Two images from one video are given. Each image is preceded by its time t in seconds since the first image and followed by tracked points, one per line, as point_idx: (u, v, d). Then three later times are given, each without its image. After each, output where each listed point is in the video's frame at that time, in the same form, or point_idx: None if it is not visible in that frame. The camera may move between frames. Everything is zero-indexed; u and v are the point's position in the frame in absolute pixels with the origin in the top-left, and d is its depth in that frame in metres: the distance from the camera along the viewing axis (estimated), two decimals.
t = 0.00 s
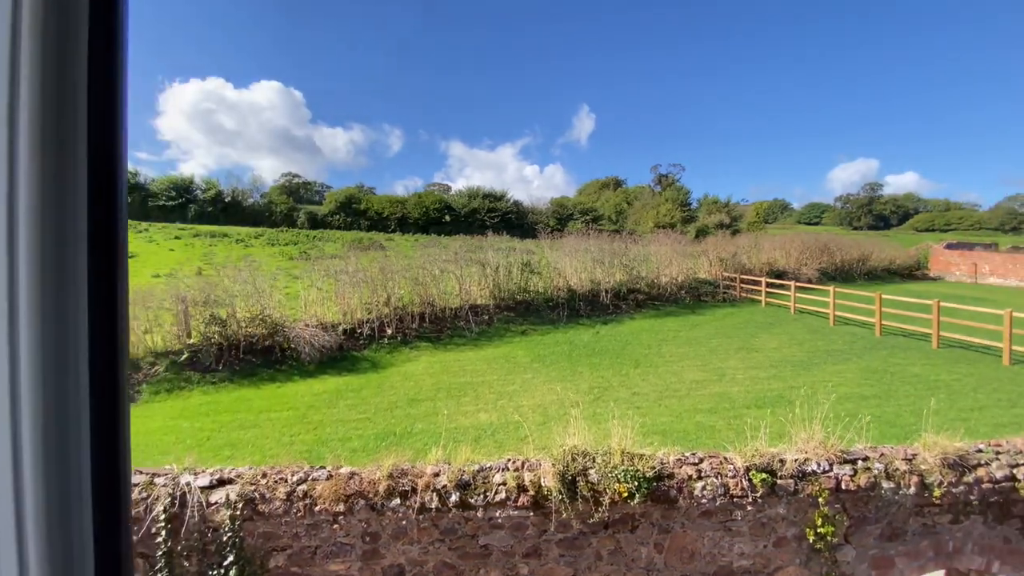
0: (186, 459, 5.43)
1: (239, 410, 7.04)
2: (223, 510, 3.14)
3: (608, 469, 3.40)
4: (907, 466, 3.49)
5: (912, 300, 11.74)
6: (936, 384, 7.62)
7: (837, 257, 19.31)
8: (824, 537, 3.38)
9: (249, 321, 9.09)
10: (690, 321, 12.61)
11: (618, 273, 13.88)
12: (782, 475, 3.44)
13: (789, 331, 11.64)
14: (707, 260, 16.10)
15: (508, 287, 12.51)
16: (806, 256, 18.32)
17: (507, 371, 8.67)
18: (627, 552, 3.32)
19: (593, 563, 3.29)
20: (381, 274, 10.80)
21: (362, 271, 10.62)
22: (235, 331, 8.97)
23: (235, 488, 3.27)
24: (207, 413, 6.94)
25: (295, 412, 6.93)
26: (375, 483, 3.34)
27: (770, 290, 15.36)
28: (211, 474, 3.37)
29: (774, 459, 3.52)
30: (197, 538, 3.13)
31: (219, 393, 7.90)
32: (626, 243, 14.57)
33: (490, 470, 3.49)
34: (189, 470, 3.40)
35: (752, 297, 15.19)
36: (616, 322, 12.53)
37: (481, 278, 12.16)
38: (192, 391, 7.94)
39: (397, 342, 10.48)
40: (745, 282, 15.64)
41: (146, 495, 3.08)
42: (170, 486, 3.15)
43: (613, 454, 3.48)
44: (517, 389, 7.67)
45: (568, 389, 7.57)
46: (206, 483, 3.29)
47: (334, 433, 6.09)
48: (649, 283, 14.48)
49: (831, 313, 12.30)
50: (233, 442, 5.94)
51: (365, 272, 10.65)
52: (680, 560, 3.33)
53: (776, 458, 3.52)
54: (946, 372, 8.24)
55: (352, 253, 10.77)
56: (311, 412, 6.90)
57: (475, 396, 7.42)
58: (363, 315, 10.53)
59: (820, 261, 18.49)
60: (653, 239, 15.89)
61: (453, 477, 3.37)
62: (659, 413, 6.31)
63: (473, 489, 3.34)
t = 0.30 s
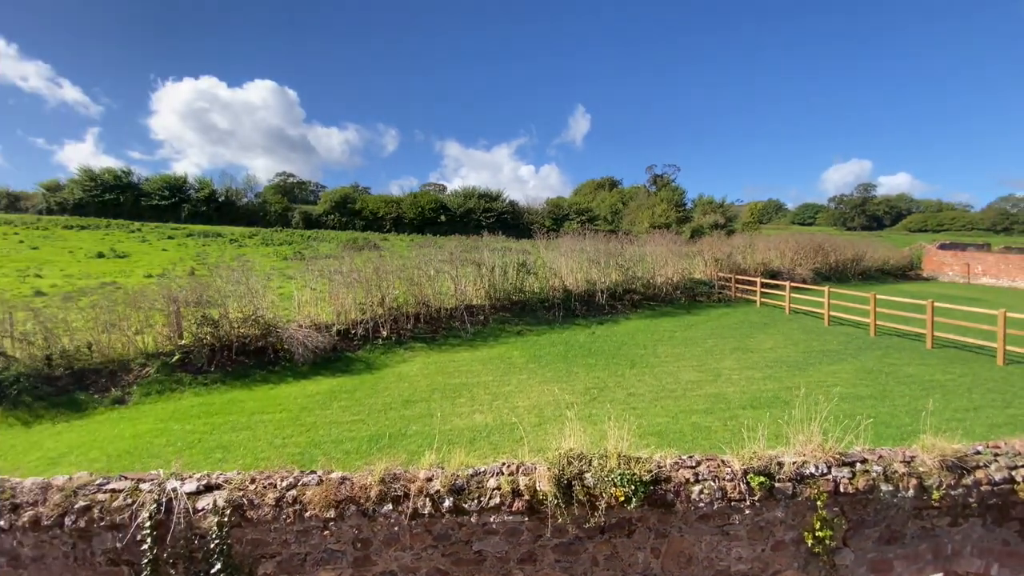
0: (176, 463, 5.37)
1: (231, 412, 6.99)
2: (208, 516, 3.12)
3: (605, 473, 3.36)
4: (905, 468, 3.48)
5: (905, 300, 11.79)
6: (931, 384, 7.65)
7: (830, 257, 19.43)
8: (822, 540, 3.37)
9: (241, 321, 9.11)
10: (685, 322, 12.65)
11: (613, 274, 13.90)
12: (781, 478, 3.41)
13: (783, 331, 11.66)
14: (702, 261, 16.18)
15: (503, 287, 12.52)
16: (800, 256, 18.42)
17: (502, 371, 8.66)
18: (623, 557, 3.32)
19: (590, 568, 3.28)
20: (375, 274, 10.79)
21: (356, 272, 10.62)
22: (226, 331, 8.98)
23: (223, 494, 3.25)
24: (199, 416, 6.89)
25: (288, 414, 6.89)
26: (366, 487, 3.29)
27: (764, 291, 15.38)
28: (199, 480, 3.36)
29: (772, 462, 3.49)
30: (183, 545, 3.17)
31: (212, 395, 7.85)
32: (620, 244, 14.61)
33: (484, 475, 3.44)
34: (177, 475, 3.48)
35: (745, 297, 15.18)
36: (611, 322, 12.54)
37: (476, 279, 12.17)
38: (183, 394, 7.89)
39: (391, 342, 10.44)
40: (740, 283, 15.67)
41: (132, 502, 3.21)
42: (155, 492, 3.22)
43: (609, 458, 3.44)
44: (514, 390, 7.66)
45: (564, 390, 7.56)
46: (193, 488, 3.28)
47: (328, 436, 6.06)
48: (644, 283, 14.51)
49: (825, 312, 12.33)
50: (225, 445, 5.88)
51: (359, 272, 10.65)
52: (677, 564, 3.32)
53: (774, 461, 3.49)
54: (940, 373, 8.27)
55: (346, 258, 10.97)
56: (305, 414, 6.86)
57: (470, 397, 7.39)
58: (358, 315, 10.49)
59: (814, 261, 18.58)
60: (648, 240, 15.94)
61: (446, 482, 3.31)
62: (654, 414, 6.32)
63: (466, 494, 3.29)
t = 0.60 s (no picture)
0: (157, 469, 5.26)
1: (215, 415, 6.88)
2: (187, 525, 3.05)
3: (596, 476, 3.34)
4: (894, 469, 3.50)
5: (889, 300, 11.96)
6: (915, 383, 7.75)
7: (816, 258, 19.68)
8: (812, 542, 3.38)
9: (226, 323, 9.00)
10: (674, 322, 12.72)
11: (602, 274, 13.95)
12: (771, 480, 3.41)
13: (770, 331, 11.76)
14: (690, 261, 16.29)
15: (492, 287, 12.50)
16: (786, 256, 18.61)
17: (492, 372, 8.64)
18: (614, 561, 3.30)
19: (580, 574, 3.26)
20: (363, 275, 10.72)
21: (344, 272, 10.54)
22: (210, 333, 8.85)
23: (203, 501, 3.18)
24: (182, 419, 6.77)
25: (274, 417, 6.81)
26: (352, 494, 3.24)
27: (751, 291, 15.52)
28: (178, 487, 3.29)
29: (763, 463, 3.49)
30: (162, 555, 3.11)
31: (195, 398, 7.72)
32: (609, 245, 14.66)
33: (474, 480, 3.39)
34: (155, 483, 3.40)
35: (732, 297, 15.31)
36: (601, 322, 12.58)
37: (466, 279, 12.14)
38: (165, 397, 7.75)
39: (380, 343, 10.36)
40: (727, 284, 15.79)
41: (108, 510, 3.14)
42: (132, 500, 3.14)
43: (600, 461, 3.42)
44: (504, 391, 7.64)
45: (554, 391, 7.56)
46: (172, 496, 3.21)
47: (314, 440, 5.98)
48: (633, 283, 14.58)
49: (811, 313, 12.46)
50: (208, 449, 5.78)
51: (346, 273, 10.57)
52: (669, 568, 3.31)
53: (764, 463, 3.49)
54: (924, 372, 8.38)
55: (333, 258, 10.90)
56: (291, 417, 6.78)
57: (460, 399, 7.35)
58: (345, 316, 10.41)
59: (800, 262, 18.79)
60: (636, 240, 16.03)
61: (434, 487, 3.26)
62: (643, 414, 6.34)
63: (455, 499, 3.25)
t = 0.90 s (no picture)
0: (130, 475, 5.11)
1: (192, 419, 6.72)
2: (160, 536, 2.96)
3: (582, 480, 3.32)
4: (875, 467, 3.54)
5: (867, 300, 12.20)
6: (892, 381, 7.90)
7: (795, 259, 20.01)
8: (796, 541, 3.42)
9: (203, 324, 8.82)
10: (658, 322, 12.81)
11: (587, 274, 14.01)
12: (756, 480, 3.43)
13: (752, 330, 11.91)
14: (673, 262, 16.43)
15: (477, 288, 12.46)
16: (767, 257, 18.90)
17: (477, 373, 8.60)
18: (601, 564, 3.29)
19: None
20: (346, 275, 10.59)
21: (325, 272, 10.40)
22: (187, 335, 8.65)
23: (176, 511, 3.09)
24: (157, 424, 6.60)
25: (254, 420, 6.68)
26: (333, 501, 3.18)
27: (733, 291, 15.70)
28: (150, 497, 3.20)
29: (748, 464, 3.50)
30: (133, 568, 3.01)
31: (171, 402, 7.54)
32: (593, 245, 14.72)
33: (458, 485, 3.34)
34: (126, 492, 3.30)
35: (714, 297, 15.49)
36: (586, 323, 12.54)
37: (450, 279, 12.08)
38: (140, 401, 7.55)
39: (363, 344, 10.25)
40: (709, 284, 15.96)
41: (76, 522, 3.04)
42: (101, 511, 3.05)
43: (586, 463, 3.40)
44: (489, 392, 7.61)
45: (539, 391, 7.55)
46: (144, 506, 3.12)
47: (295, 444, 5.88)
48: (617, 284, 14.66)
49: (791, 312, 12.65)
50: (184, 454, 5.64)
51: (328, 273, 10.44)
52: (655, 570, 3.32)
53: (749, 463, 3.51)
54: (900, 370, 8.57)
55: (315, 258, 10.77)
56: (271, 420, 6.66)
57: (444, 401, 7.30)
58: (327, 317, 10.27)
59: (780, 263, 19.09)
60: (620, 241, 16.12)
61: (418, 493, 3.21)
62: (628, 415, 6.36)
63: (440, 505, 3.20)
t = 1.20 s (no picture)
0: (102, 482, 4.96)
1: (166, 424, 6.55)
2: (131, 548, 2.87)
3: (568, 482, 3.31)
4: (855, 465, 3.60)
5: (843, 300, 12.45)
6: (868, 380, 8.07)
7: (774, 259, 20.36)
8: (779, 540, 3.46)
9: (179, 326, 8.64)
10: (641, 322, 12.91)
11: (570, 275, 14.06)
12: (740, 479, 3.46)
13: (733, 330, 12.07)
14: (655, 262, 16.57)
15: (461, 288, 12.39)
16: (746, 257, 19.19)
17: (461, 374, 8.56)
18: (587, 566, 3.29)
19: None
20: (327, 275, 10.46)
21: (306, 273, 10.27)
22: (161, 337, 8.45)
23: (149, 521, 3.00)
24: (130, 429, 6.42)
25: (232, 424, 6.54)
26: (314, 508, 3.12)
27: (714, 291, 15.89)
28: (121, 506, 3.10)
29: (732, 463, 3.53)
30: None
31: (145, 406, 7.35)
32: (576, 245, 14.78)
33: (443, 489, 3.29)
34: (96, 501, 3.20)
35: (696, 297, 15.67)
36: (569, 323, 12.58)
37: (434, 280, 12.01)
38: (112, 405, 7.34)
39: (344, 346, 10.11)
40: (691, 284, 16.13)
41: (42, 533, 2.93)
42: (70, 522, 2.95)
43: (572, 465, 3.39)
44: (473, 393, 7.58)
45: (523, 392, 7.54)
46: (114, 516, 3.02)
47: (274, 448, 5.77)
48: (601, 284, 14.75)
49: (771, 312, 12.84)
50: (158, 460, 5.50)
51: (309, 273, 10.31)
52: (641, 571, 3.33)
53: (733, 462, 3.54)
54: (876, 369, 8.76)
55: (295, 258, 10.64)
56: (249, 424, 6.53)
57: (428, 402, 7.25)
58: (307, 318, 10.12)
59: (759, 263, 19.40)
60: (604, 242, 16.22)
61: (401, 498, 3.16)
62: (612, 415, 6.38)
63: (424, 510, 3.16)
